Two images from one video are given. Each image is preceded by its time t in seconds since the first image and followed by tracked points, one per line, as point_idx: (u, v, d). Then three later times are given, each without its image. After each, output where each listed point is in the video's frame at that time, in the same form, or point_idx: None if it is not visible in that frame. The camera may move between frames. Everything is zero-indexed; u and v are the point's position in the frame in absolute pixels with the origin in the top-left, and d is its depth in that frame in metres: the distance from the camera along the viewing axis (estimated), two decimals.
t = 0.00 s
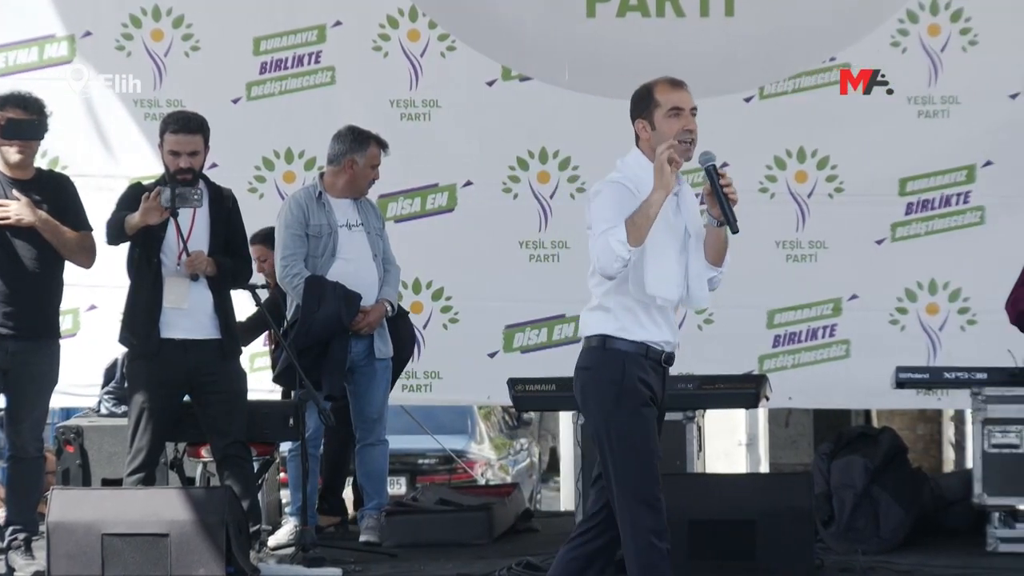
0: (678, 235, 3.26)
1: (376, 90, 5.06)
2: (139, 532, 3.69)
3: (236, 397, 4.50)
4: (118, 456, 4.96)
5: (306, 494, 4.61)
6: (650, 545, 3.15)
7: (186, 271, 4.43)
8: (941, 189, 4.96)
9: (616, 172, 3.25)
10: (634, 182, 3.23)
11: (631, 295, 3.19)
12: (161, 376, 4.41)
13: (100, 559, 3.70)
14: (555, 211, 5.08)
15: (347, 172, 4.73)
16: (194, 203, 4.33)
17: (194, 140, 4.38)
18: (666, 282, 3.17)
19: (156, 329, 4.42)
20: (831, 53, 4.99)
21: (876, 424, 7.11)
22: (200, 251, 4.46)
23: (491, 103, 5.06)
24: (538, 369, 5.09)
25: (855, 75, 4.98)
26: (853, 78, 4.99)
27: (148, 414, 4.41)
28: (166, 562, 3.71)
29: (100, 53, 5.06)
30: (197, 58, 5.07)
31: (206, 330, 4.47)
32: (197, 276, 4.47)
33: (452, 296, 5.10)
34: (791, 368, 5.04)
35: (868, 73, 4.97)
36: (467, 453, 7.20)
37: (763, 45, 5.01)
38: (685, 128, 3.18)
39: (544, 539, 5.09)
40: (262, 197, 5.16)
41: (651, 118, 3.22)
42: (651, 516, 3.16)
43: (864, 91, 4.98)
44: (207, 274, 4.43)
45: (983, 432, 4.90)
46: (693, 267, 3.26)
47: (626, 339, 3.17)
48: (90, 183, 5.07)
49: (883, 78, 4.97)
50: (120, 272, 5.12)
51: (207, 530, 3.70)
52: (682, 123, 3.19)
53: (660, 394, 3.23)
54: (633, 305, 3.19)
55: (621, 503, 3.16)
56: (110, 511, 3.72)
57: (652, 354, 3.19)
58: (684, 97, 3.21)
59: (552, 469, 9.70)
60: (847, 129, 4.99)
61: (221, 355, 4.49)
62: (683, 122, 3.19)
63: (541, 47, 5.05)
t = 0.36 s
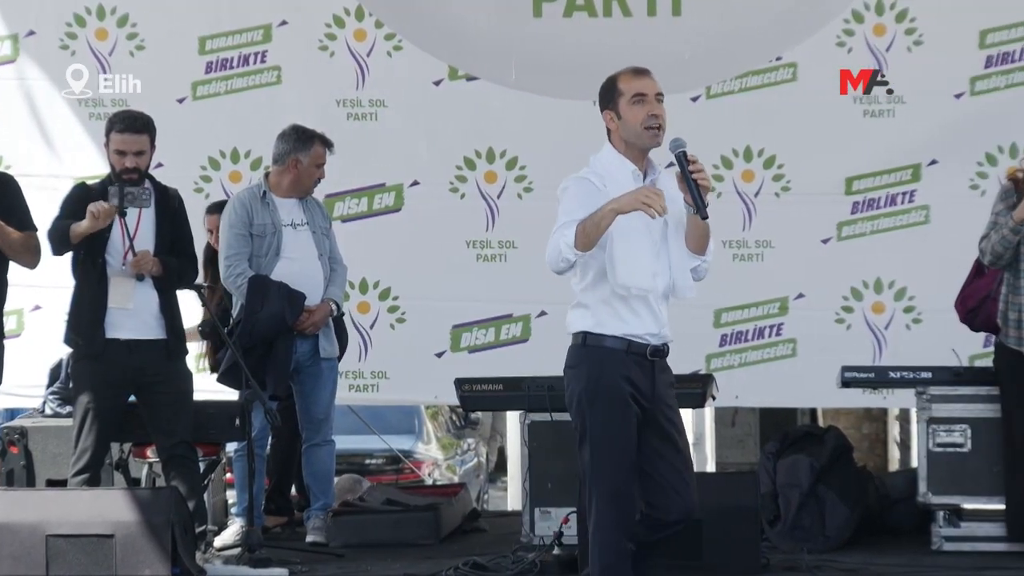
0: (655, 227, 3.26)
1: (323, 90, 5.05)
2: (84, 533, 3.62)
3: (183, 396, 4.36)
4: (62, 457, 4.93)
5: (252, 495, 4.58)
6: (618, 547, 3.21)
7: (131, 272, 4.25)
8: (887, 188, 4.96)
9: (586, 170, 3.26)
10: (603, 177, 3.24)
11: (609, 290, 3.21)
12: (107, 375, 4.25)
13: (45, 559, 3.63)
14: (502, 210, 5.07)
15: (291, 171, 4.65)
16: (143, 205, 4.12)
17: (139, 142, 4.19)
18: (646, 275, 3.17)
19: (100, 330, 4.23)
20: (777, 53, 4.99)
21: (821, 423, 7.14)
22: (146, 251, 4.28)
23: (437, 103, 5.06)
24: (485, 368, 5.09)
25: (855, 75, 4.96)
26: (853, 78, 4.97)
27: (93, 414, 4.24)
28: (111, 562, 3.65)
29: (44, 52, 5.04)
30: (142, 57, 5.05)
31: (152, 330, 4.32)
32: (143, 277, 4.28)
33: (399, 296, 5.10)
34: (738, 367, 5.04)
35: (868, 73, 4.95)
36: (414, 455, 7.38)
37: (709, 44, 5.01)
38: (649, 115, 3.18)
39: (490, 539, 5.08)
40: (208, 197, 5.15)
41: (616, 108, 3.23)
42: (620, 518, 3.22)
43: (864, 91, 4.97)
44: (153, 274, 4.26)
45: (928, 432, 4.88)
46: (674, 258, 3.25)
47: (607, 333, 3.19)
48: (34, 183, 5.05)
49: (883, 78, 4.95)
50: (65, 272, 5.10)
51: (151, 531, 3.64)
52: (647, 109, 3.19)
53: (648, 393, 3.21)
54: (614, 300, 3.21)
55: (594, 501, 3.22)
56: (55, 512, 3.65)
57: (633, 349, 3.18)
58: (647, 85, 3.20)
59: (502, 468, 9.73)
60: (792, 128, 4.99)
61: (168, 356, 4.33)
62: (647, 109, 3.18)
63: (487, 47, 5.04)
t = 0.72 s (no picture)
0: (617, 222, 3.11)
1: (270, 91, 5.04)
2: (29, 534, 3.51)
3: (131, 396, 4.25)
4: (7, 458, 4.89)
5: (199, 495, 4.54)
6: (576, 553, 3.03)
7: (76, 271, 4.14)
8: (834, 187, 4.98)
9: (543, 167, 3.19)
10: (560, 173, 3.16)
11: (560, 285, 3.08)
12: (52, 376, 4.12)
13: None
14: (450, 210, 5.08)
15: (236, 170, 4.62)
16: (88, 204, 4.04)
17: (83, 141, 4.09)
18: (590, 268, 3.05)
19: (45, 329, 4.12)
20: (725, 52, 4.99)
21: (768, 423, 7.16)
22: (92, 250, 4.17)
23: (385, 103, 5.05)
24: (434, 368, 5.10)
25: (855, 75, 4.95)
26: (854, 78, 4.96)
27: (39, 415, 4.12)
28: (57, 564, 3.52)
29: None
30: (88, 56, 5.04)
31: (97, 330, 4.21)
32: (89, 276, 4.18)
33: (348, 296, 5.09)
34: (686, 366, 5.05)
35: (868, 73, 4.95)
36: (361, 455, 7.28)
37: (658, 44, 5.00)
38: (602, 112, 3.01)
39: (439, 539, 5.04)
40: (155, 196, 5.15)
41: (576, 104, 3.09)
42: (578, 523, 3.04)
43: (864, 91, 4.96)
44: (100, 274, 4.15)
45: (874, 430, 4.77)
46: (637, 254, 3.09)
47: (559, 330, 3.05)
48: None
49: (883, 78, 4.95)
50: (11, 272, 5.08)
51: (98, 531, 3.53)
52: (603, 106, 3.01)
53: (614, 391, 3.02)
54: (568, 297, 3.07)
55: (554, 504, 3.06)
56: None
57: (592, 346, 3.01)
58: (605, 81, 3.01)
59: (450, 469, 9.72)
60: (740, 128, 5.00)
61: (115, 356, 4.22)
62: (602, 106, 3.01)
63: (436, 47, 5.04)
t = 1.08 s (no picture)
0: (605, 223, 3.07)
1: (220, 93, 5.04)
2: None
3: (81, 397, 4.13)
4: None
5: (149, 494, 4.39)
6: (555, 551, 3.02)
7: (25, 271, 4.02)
8: (784, 187, 4.98)
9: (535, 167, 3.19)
10: (552, 172, 3.14)
11: (545, 286, 3.07)
12: None
13: None
14: (401, 210, 5.11)
15: (183, 169, 4.60)
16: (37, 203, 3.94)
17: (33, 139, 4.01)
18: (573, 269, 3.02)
19: None
20: (676, 52, 4.99)
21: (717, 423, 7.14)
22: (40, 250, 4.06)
23: (336, 103, 5.07)
24: (385, 367, 5.12)
25: (855, 75, 4.94)
26: (854, 78, 4.95)
27: None
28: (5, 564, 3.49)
29: None
30: (37, 56, 5.02)
31: (47, 331, 4.09)
32: (38, 276, 4.06)
33: (298, 296, 5.12)
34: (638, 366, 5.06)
35: (868, 73, 4.93)
36: (313, 454, 7.29)
37: (608, 45, 5.01)
38: (590, 113, 2.98)
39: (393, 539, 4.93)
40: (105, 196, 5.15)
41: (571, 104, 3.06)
42: (554, 523, 3.00)
43: (864, 92, 4.95)
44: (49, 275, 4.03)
45: (824, 430, 4.64)
46: (624, 256, 3.05)
47: (545, 331, 3.05)
48: None
49: (883, 79, 4.93)
50: None
51: (46, 531, 3.51)
52: (591, 108, 2.98)
53: (600, 392, 2.99)
54: (554, 298, 3.05)
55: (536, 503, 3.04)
56: None
57: (576, 345, 2.99)
58: (597, 84, 2.98)
59: (402, 469, 9.69)
60: (691, 128, 5.00)
61: (64, 357, 4.10)
62: (589, 108, 2.98)
63: (387, 47, 5.05)
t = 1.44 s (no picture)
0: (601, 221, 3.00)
1: (173, 91, 5.01)
2: None
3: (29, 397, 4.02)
4: None
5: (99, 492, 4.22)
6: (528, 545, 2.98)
7: None
8: (736, 186, 5.01)
9: (533, 165, 3.10)
10: (551, 169, 3.07)
11: (541, 284, 3.00)
12: None
13: None
14: (354, 210, 5.10)
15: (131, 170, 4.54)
16: None
17: None
18: (567, 269, 2.95)
19: None
20: (628, 53, 5.01)
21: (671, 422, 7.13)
22: None
23: (288, 102, 5.04)
24: (338, 367, 5.10)
25: (856, 75, 4.95)
26: (854, 78, 4.96)
27: None
28: None
29: None
30: None
31: None
32: None
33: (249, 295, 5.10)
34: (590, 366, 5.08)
35: (869, 73, 4.95)
36: (266, 455, 7.46)
37: (562, 45, 5.01)
38: (585, 113, 2.91)
39: (346, 539, 4.88)
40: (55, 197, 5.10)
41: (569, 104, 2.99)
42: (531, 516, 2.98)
43: (864, 91, 4.97)
44: None
45: (776, 429, 4.67)
46: (621, 254, 2.97)
47: (541, 330, 2.99)
48: None
49: (883, 78, 4.96)
50: None
51: None
52: (586, 108, 2.91)
53: (590, 388, 2.94)
54: (549, 298, 2.99)
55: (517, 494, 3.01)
56: None
57: (569, 341, 2.94)
58: (592, 82, 2.90)
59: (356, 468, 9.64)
60: (644, 128, 5.03)
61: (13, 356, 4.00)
62: (585, 107, 2.91)
63: (339, 48, 5.01)
